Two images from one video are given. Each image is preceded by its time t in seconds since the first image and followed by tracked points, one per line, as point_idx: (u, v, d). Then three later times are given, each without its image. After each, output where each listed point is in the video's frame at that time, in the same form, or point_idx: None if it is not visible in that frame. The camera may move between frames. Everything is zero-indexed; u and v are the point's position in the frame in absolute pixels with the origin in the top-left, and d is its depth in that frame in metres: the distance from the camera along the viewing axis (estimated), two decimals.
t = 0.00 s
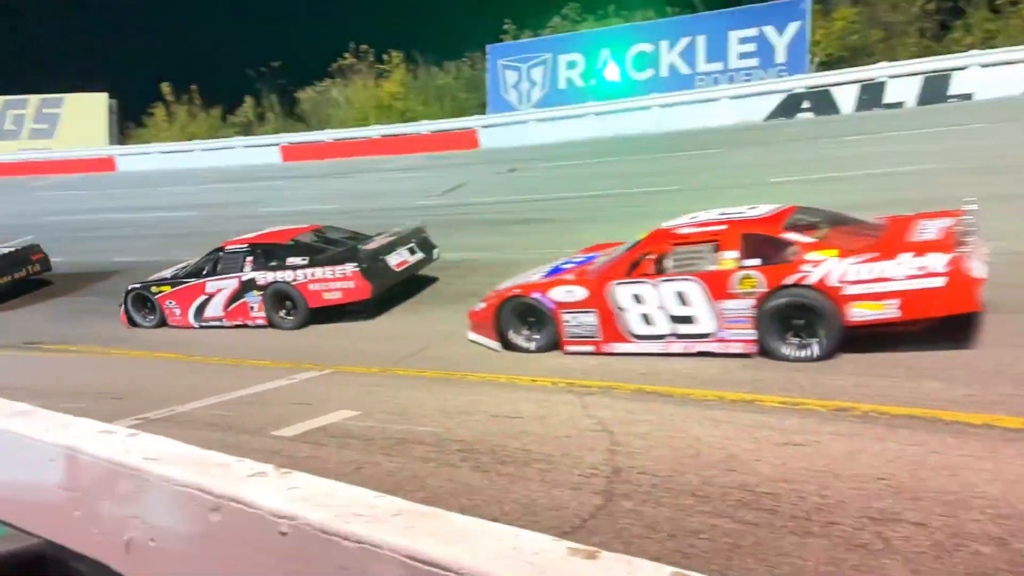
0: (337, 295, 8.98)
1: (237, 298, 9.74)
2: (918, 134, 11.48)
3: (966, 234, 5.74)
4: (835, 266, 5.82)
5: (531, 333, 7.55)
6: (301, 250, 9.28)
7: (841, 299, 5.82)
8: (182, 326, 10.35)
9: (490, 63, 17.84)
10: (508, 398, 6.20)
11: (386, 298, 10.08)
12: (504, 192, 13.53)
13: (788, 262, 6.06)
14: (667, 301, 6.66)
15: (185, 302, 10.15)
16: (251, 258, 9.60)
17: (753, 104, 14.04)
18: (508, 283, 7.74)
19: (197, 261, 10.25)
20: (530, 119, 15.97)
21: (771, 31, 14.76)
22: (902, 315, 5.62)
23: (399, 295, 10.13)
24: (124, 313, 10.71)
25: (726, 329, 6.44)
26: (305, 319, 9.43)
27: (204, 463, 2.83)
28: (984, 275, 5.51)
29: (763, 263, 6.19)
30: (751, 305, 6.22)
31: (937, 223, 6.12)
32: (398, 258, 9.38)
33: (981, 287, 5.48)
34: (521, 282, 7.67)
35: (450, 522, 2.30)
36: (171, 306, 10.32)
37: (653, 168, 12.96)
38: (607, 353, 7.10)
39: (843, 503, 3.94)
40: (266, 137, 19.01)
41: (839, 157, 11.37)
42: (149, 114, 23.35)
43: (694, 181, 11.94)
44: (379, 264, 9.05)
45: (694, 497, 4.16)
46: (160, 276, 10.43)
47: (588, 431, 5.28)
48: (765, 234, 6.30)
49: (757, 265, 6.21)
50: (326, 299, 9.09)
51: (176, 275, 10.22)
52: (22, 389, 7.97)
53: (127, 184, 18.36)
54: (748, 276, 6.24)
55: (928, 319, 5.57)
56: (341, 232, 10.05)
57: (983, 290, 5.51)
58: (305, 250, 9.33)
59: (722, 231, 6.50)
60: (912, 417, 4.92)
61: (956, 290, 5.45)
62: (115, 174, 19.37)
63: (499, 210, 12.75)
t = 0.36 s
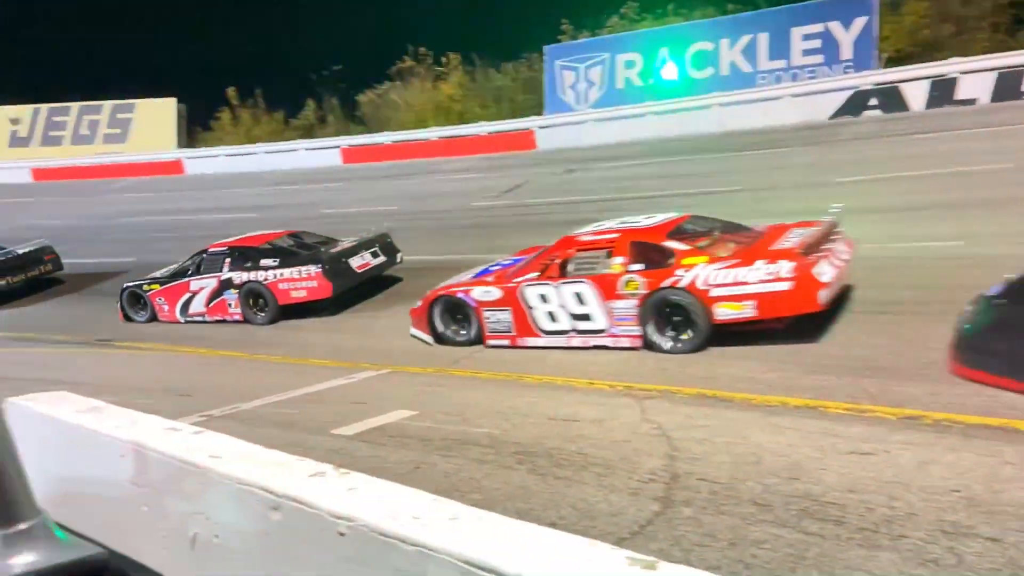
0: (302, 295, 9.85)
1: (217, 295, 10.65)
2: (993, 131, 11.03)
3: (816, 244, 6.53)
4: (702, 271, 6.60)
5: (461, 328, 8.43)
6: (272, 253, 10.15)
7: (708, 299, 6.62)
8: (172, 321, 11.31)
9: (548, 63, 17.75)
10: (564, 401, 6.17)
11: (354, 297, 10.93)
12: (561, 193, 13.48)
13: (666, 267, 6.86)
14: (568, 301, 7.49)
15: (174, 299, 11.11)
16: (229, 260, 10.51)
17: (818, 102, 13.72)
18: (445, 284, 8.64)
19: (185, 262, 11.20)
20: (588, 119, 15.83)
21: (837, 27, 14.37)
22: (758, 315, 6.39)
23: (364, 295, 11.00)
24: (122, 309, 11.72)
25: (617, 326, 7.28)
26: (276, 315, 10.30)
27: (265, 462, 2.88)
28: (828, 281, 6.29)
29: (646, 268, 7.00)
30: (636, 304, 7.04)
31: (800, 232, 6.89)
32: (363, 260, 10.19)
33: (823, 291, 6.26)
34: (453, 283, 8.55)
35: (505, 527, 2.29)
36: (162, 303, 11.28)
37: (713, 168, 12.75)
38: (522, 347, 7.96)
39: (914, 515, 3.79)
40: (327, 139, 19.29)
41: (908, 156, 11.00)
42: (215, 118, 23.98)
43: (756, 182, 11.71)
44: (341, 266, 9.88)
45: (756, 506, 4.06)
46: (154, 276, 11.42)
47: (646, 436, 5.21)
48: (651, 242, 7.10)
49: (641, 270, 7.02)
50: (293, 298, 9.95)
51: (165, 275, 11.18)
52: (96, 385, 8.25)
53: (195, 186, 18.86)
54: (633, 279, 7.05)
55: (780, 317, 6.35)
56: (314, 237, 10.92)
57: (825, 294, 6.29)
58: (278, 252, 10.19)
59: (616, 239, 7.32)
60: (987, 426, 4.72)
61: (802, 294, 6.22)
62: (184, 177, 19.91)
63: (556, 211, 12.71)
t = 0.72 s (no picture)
0: (285, 293, 10.92)
1: (212, 293, 11.76)
2: None
3: (712, 250, 7.46)
4: (616, 273, 7.53)
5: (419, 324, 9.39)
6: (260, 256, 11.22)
7: (620, 298, 7.55)
8: (172, 316, 12.43)
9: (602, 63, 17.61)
10: (616, 404, 6.12)
11: (336, 295, 11.95)
12: (614, 193, 13.40)
13: (587, 270, 7.78)
14: (506, 300, 8.43)
15: (174, 296, 12.22)
16: (223, 262, 11.63)
17: (880, 99, 13.36)
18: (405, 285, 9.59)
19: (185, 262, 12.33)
20: (641, 119, 15.67)
21: (900, 22, 13.96)
22: (662, 313, 7.31)
23: (348, 294, 11.97)
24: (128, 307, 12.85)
25: (548, 322, 8.19)
26: (265, 311, 11.35)
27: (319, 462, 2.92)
28: (721, 282, 7.22)
29: (571, 271, 7.92)
30: (561, 303, 7.96)
31: (702, 238, 7.82)
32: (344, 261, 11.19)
33: (715, 291, 7.18)
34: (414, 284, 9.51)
35: (555, 531, 2.28)
36: (163, 301, 12.40)
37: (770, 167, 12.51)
38: (467, 341, 8.91)
39: (981, 528, 3.65)
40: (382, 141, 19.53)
41: (975, 154, 10.61)
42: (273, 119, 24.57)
43: (813, 181, 11.46)
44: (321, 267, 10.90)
45: (814, 515, 3.96)
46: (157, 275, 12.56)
47: (700, 441, 5.13)
48: (576, 248, 8.02)
49: (567, 273, 7.94)
50: (279, 296, 11.01)
51: (165, 275, 12.30)
52: (159, 382, 8.50)
53: (253, 187, 19.31)
54: (559, 281, 7.97)
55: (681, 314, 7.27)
56: (303, 242, 11.96)
57: (719, 293, 7.19)
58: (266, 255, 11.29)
59: (549, 245, 8.25)
60: None
61: (697, 295, 7.15)
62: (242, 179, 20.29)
63: (608, 211, 12.65)
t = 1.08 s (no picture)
0: (278, 291, 11.91)
1: (214, 289, 12.77)
2: None
3: (632, 252, 8.43)
4: (549, 273, 8.48)
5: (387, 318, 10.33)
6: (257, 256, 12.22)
7: (554, 295, 8.50)
8: (180, 309, 13.48)
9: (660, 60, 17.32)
10: (673, 406, 6.04)
11: (327, 291, 12.90)
12: (671, 192, 13.23)
13: (527, 269, 8.70)
14: (460, 298, 9.35)
15: (182, 292, 13.26)
16: (224, 261, 12.63)
17: (950, 94, 12.91)
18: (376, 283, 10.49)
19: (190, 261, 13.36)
20: (700, 116, 15.37)
21: (972, 14, 13.48)
22: (589, 307, 8.27)
23: (340, 291, 12.93)
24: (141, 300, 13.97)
25: (496, 316, 9.13)
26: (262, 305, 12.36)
27: (376, 460, 2.94)
28: (638, 281, 8.20)
29: (514, 270, 8.83)
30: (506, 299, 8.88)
31: (626, 241, 8.79)
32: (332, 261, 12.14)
33: (633, 289, 8.16)
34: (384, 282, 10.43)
35: (610, 535, 2.26)
36: (172, 296, 13.48)
37: (833, 164, 12.20)
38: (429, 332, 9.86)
39: None
40: (439, 140, 19.61)
41: None
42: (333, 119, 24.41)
43: (879, 178, 11.14)
44: (312, 267, 11.86)
45: (879, 524, 3.83)
46: (166, 272, 13.62)
47: (760, 445, 5.03)
48: (519, 249, 8.93)
49: (510, 272, 8.84)
50: (273, 293, 12.00)
51: (173, 272, 13.32)
52: (222, 377, 8.72)
53: (314, 187, 19.66)
54: (503, 280, 8.88)
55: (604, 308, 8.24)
56: (299, 243, 12.93)
57: (636, 291, 8.17)
58: (262, 255, 12.25)
59: (496, 246, 9.15)
60: None
61: (617, 292, 8.12)
62: (304, 179, 20.64)
63: (665, 210, 12.51)
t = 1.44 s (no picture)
0: (271, 284, 13.12)
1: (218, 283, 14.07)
2: None
3: (571, 250, 9.41)
4: (498, 270, 9.61)
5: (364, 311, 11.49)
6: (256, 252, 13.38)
7: (503, 288, 9.58)
8: (187, 302, 14.77)
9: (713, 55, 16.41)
10: (724, 406, 5.94)
11: (318, 285, 14.13)
12: (724, 189, 12.99)
13: (480, 266, 9.84)
14: (424, 291, 10.47)
15: (188, 286, 14.52)
16: (226, 258, 13.95)
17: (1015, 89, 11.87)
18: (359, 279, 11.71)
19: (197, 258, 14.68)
20: (751, 111, 14.93)
21: None
22: (531, 299, 9.29)
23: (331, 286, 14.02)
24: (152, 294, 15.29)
25: (455, 307, 10.25)
26: (259, 298, 13.60)
27: (424, 458, 2.95)
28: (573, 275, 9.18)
29: (470, 267, 9.97)
30: (462, 292, 10.01)
31: (569, 241, 9.80)
32: (321, 257, 13.28)
33: (569, 282, 9.14)
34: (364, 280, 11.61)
35: (660, 542, 2.20)
36: (180, 290, 14.77)
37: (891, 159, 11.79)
38: (401, 322, 11.02)
39: None
40: (489, 138, 19.43)
41: None
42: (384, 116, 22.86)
43: (941, 174, 10.80)
44: (302, 262, 13.01)
45: (938, 531, 3.70)
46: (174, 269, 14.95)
47: (814, 448, 4.91)
48: (475, 249, 10.05)
49: (466, 269, 9.98)
50: (267, 286, 13.25)
51: (180, 268, 14.65)
52: (275, 372, 8.89)
53: (364, 186, 19.63)
54: (460, 276, 10.02)
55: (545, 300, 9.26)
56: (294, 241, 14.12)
57: (571, 285, 9.14)
58: (259, 252, 13.52)
59: (455, 245, 10.26)
60: None
61: (552, 286, 9.11)
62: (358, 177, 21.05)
63: (717, 211, 12.36)
